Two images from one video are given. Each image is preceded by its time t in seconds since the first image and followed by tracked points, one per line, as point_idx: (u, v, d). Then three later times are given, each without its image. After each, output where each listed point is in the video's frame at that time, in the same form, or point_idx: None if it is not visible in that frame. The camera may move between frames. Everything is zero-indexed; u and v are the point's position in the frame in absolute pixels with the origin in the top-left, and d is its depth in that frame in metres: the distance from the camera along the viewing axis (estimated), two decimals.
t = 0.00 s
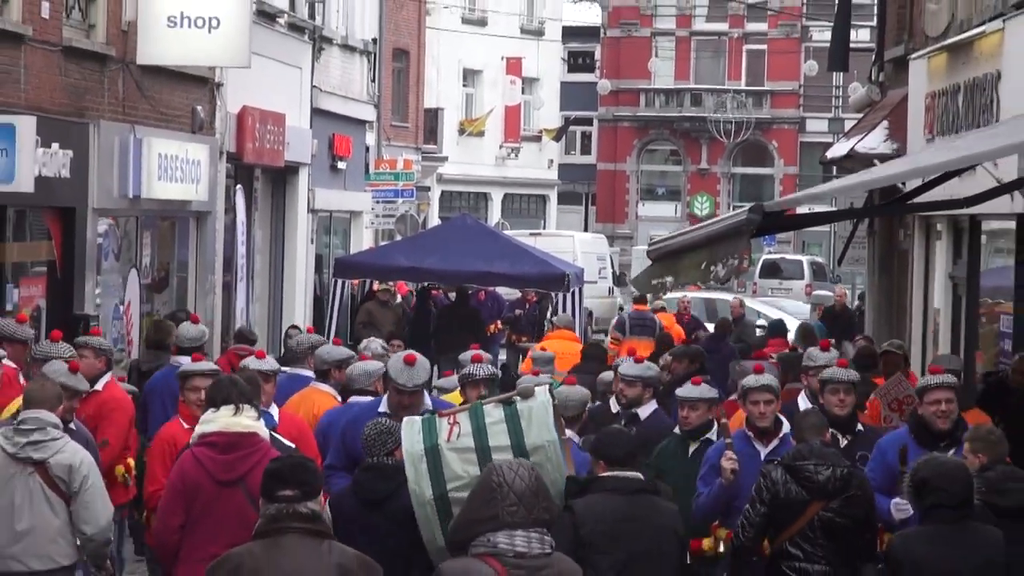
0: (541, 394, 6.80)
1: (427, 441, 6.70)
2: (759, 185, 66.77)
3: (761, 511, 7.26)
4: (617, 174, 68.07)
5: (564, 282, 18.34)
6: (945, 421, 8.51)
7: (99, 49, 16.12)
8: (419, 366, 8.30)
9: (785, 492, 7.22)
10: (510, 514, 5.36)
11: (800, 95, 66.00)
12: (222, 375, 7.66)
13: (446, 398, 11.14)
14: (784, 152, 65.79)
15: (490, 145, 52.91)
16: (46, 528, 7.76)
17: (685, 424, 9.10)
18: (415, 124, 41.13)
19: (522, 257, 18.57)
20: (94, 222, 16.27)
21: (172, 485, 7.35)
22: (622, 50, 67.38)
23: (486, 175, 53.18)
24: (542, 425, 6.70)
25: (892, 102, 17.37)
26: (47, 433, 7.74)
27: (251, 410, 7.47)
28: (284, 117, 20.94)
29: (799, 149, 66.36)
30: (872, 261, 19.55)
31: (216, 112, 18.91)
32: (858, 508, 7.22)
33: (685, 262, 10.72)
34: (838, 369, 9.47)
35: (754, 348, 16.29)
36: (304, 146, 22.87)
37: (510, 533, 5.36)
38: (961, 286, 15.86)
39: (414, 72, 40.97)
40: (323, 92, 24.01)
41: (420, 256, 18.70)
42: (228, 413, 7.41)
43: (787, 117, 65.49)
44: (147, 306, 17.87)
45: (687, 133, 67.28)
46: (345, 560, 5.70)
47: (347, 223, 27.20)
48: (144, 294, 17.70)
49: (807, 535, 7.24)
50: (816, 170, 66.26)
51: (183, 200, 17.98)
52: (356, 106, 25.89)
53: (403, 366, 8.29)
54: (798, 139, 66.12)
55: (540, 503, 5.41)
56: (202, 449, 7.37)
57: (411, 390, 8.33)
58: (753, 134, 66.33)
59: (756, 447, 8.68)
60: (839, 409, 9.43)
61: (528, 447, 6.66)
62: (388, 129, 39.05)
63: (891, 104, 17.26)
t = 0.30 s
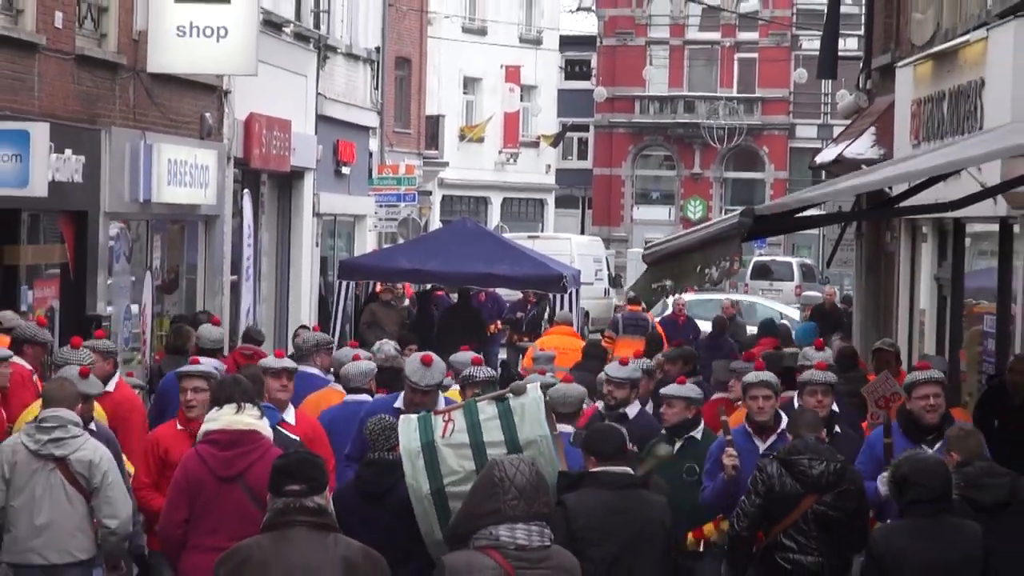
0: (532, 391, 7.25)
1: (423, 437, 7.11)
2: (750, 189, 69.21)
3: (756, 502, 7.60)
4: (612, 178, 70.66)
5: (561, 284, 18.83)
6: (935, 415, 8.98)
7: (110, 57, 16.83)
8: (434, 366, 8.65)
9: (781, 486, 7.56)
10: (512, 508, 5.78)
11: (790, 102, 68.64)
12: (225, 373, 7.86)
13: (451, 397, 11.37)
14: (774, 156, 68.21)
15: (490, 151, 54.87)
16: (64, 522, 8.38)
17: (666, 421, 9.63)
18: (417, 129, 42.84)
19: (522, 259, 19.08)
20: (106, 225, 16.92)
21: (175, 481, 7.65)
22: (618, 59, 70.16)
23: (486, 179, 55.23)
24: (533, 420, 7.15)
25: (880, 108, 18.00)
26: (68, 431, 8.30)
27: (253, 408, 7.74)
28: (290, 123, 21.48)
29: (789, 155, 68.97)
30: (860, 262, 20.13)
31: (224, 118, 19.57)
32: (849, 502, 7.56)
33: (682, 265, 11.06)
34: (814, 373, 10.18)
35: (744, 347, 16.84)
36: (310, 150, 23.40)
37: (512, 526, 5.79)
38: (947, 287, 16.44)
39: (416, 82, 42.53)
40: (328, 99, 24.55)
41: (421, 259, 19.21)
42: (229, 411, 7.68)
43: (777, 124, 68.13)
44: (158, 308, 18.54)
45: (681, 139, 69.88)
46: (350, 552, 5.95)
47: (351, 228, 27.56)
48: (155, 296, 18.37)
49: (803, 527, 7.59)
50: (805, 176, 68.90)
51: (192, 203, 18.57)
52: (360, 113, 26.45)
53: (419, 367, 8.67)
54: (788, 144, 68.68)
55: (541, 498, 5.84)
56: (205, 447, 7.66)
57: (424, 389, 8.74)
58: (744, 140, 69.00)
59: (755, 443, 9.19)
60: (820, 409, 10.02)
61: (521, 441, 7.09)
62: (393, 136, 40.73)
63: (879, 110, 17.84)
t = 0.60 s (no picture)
0: (533, 387, 7.29)
1: (425, 433, 7.17)
2: (742, 194, 69.69)
3: (753, 495, 7.98)
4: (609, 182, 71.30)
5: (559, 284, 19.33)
6: (917, 413, 9.38)
7: (122, 64, 17.41)
8: (422, 353, 8.86)
9: (777, 480, 7.94)
10: (513, 501, 6.02)
11: (780, 109, 69.18)
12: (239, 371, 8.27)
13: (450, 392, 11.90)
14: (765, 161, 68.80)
15: (490, 155, 55.73)
16: (82, 514, 8.73)
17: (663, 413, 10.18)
18: (418, 134, 44.02)
19: (522, 260, 19.63)
20: (117, 227, 17.49)
21: (192, 475, 7.93)
22: (614, 66, 70.91)
23: (486, 183, 56.13)
24: (534, 416, 7.20)
25: (867, 114, 18.56)
26: (87, 425, 8.72)
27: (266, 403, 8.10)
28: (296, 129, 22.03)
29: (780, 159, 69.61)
30: (848, 263, 20.67)
31: (232, 124, 20.16)
32: (843, 497, 7.96)
33: (677, 265, 11.92)
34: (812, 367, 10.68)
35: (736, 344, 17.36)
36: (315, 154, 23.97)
37: (514, 519, 6.02)
38: (932, 287, 16.99)
39: (417, 87, 43.19)
40: (332, 105, 25.05)
41: (422, 259, 19.75)
42: (244, 405, 8.01)
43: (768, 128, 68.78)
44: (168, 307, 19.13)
45: (675, 144, 70.43)
46: (356, 545, 6.06)
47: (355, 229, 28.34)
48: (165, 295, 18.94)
49: (796, 520, 7.98)
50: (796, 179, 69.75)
51: (201, 207, 19.24)
52: (364, 119, 26.99)
53: (408, 354, 8.89)
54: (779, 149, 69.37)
55: (540, 491, 6.09)
56: (220, 441, 7.95)
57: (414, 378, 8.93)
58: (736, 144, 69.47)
59: (743, 442, 9.53)
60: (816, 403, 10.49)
61: (521, 438, 7.15)
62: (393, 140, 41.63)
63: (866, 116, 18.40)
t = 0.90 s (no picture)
0: (537, 387, 7.59)
1: (432, 429, 7.46)
2: (733, 198, 71.90)
3: (747, 489, 8.34)
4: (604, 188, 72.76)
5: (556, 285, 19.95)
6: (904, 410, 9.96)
7: (132, 74, 18.11)
8: (417, 351, 9.34)
9: (771, 475, 8.29)
10: (516, 495, 6.28)
11: (770, 116, 70.96)
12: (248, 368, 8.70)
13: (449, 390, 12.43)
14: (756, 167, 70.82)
15: (488, 162, 59.48)
16: (96, 507, 9.12)
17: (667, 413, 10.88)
18: (420, 142, 45.58)
19: (520, 262, 20.26)
20: (128, 231, 18.13)
21: (203, 471, 8.48)
22: (609, 75, 71.93)
23: (483, 187, 59.73)
24: (537, 415, 7.48)
25: (853, 121, 19.19)
26: (101, 422, 9.09)
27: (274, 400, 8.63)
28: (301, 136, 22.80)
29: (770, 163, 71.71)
30: (837, 266, 21.29)
31: (239, 131, 20.94)
32: (835, 494, 8.27)
33: (670, 267, 13.12)
34: (803, 367, 11.05)
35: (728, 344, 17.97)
36: (320, 161, 24.74)
37: (518, 513, 6.29)
38: (918, 289, 17.64)
39: (419, 95, 44.30)
40: (336, 112, 25.78)
41: (425, 262, 20.40)
42: (253, 403, 8.52)
43: (758, 135, 70.68)
44: (177, 309, 19.83)
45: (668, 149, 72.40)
46: (359, 538, 6.43)
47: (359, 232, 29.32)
48: (174, 297, 19.61)
49: (789, 515, 8.33)
50: (784, 183, 72.19)
51: (210, 211, 20.06)
52: (367, 127, 27.74)
53: (404, 352, 9.35)
54: (768, 155, 71.33)
55: (542, 485, 6.38)
56: (230, 439, 8.49)
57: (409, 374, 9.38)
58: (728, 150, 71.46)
59: (739, 435, 10.19)
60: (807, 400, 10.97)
61: (524, 436, 7.43)
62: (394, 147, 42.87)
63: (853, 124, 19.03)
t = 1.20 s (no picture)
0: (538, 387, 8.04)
1: (437, 425, 7.90)
2: (726, 203, 75.61)
3: (744, 483, 8.97)
4: (600, 193, 76.35)
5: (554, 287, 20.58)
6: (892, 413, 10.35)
7: (144, 82, 18.84)
8: (433, 356, 9.66)
9: (768, 470, 8.92)
10: (518, 492, 6.85)
11: (762, 123, 74.58)
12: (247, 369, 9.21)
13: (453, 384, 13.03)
14: (747, 172, 74.34)
15: (489, 166, 60.53)
16: (104, 503, 9.73)
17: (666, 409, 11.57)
18: (423, 148, 46.35)
19: (519, 265, 20.87)
20: (139, 235, 18.79)
21: (204, 467, 8.89)
22: (605, 84, 75.75)
23: (485, 193, 60.75)
24: (539, 413, 7.92)
25: (841, 129, 19.85)
26: (109, 422, 9.67)
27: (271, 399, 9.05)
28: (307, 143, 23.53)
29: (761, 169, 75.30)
30: (826, 268, 21.93)
31: (247, 138, 21.74)
32: (827, 490, 8.96)
33: (665, 268, 13.67)
34: (785, 367, 11.47)
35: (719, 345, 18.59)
36: (325, 168, 25.44)
37: (519, 507, 6.86)
38: (904, 290, 18.23)
39: (421, 103, 45.42)
40: (341, 119, 26.52)
41: (426, 265, 20.96)
42: (252, 402, 8.96)
43: (749, 141, 74.30)
44: (186, 310, 20.58)
45: (663, 156, 75.68)
46: (364, 532, 6.79)
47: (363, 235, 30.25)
48: (183, 298, 20.35)
49: (783, 510, 8.99)
50: (775, 188, 75.35)
51: (219, 215, 20.75)
52: (370, 133, 28.48)
53: (421, 356, 9.67)
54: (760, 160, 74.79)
55: (541, 481, 6.95)
56: (230, 435, 8.91)
57: (425, 378, 9.69)
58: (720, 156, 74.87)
59: (742, 436, 10.42)
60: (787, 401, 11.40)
61: (526, 433, 7.87)
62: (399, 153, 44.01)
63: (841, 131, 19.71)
